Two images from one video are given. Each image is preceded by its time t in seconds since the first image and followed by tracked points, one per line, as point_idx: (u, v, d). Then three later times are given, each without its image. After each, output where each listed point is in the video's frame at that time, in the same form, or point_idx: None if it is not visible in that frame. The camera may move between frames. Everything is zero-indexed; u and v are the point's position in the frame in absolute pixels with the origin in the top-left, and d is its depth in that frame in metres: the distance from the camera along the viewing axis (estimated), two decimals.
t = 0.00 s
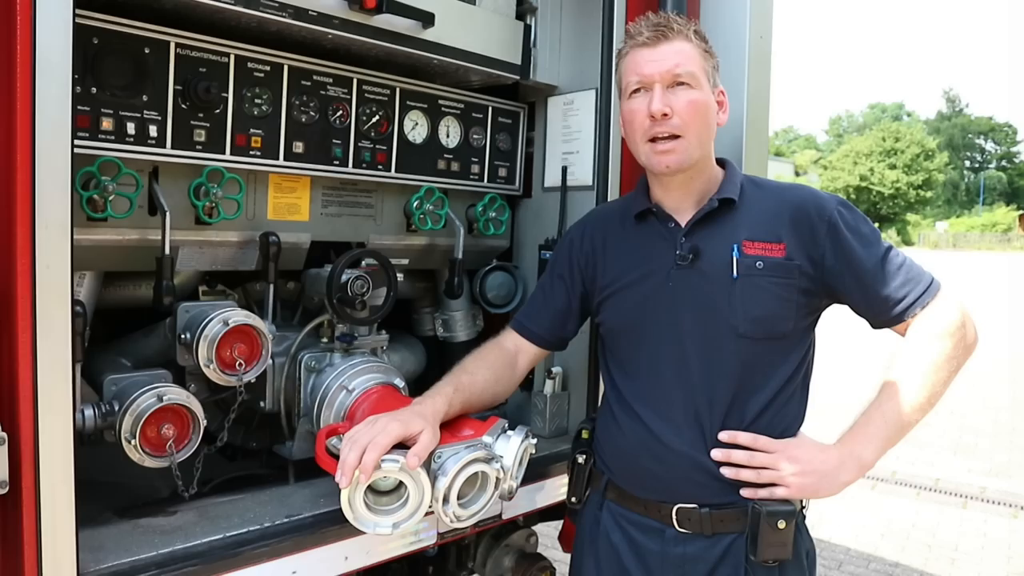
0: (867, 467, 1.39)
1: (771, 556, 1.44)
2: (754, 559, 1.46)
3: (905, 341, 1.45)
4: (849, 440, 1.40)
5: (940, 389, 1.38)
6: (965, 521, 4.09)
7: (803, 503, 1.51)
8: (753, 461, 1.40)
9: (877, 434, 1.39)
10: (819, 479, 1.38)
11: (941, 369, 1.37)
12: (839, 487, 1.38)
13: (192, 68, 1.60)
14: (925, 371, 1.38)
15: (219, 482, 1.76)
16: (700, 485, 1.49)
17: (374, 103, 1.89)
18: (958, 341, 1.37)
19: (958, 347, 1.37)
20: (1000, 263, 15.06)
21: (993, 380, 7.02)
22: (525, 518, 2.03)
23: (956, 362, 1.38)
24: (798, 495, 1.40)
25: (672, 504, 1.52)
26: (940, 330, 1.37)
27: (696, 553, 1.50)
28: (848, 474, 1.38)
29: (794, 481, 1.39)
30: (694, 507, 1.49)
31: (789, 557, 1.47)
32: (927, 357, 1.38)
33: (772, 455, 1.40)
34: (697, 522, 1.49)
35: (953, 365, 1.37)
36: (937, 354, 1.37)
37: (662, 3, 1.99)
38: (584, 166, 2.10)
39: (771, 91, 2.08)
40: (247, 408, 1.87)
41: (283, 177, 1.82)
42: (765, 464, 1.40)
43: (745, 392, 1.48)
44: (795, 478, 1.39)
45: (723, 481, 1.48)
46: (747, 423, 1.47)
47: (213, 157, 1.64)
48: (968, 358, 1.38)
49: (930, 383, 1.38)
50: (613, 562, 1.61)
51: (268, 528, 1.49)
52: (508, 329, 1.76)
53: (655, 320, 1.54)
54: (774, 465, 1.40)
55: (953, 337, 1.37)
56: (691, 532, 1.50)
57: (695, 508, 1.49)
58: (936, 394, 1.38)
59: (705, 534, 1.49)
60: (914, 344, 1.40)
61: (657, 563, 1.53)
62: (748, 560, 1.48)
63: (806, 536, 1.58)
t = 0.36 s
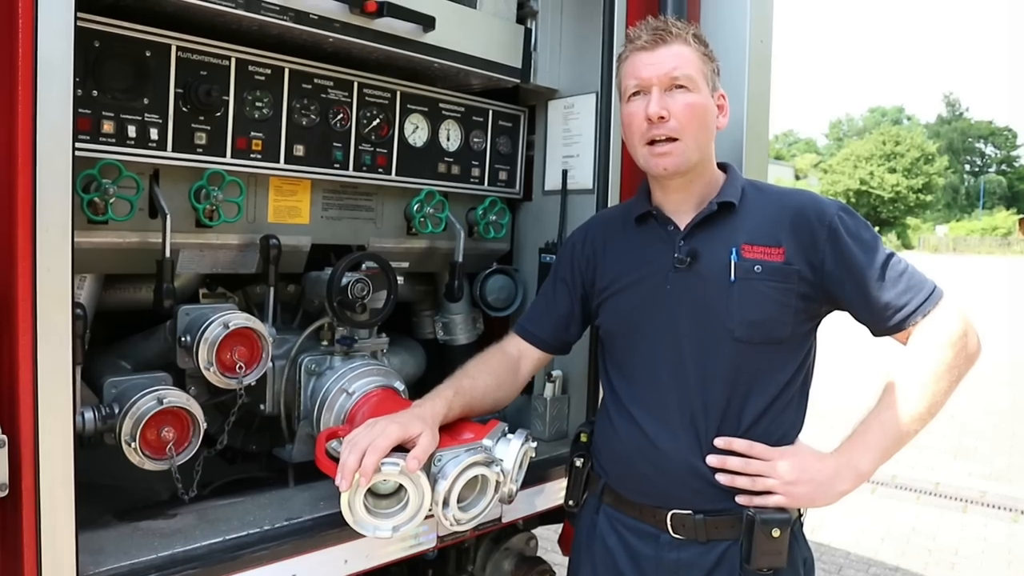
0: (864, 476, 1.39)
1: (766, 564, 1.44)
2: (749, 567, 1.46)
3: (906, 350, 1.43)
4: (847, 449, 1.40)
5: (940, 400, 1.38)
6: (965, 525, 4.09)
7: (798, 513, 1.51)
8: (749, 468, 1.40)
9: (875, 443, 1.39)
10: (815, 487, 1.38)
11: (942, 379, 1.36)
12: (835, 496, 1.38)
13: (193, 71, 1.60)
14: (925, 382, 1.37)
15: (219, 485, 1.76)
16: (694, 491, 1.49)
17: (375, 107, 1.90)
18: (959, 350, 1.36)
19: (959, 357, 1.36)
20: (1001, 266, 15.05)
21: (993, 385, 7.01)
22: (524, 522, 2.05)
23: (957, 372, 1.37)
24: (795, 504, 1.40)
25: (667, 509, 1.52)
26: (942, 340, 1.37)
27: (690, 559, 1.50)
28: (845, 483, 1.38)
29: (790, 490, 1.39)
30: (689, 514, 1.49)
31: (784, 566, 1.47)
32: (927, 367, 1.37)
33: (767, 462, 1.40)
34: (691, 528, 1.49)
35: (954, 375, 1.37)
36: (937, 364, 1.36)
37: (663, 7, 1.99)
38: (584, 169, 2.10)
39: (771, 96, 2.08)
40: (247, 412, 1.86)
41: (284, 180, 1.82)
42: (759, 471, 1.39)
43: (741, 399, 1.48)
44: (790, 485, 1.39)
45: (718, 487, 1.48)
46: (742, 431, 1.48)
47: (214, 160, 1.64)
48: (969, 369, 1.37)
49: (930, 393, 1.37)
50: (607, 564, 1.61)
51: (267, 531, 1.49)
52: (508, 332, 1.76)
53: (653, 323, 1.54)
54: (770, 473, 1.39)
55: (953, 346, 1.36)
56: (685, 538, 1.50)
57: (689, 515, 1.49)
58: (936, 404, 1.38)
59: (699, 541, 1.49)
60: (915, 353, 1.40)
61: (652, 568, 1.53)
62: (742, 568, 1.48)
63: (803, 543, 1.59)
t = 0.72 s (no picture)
0: (865, 480, 1.38)
1: (765, 568, 1.44)
2: (748, 571, 1.45)
3: (907, 352, 1.43)
4: (847, 452, 1.39)
5: (942, 402, 1.37)
6: (966, 526, 4.09)
7: (797, 517, 1.51)
8: (749, 471, 1.40)
9: (876, 447, 1.38)
10: (815, 491, 1.38)
11: (942, 382, 1.36)
12: (836, 499, 1.37)
13: (194, 73, 1.60)
14: (926, 385, 1.37)
15: (220, 487, 1.76)
16: (694, 495, 1.49)
17: (375, 108, 1.90)
18: (959, 353, 1.36)
19: (959, 359, 1.36)
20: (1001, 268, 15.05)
21: (994, 386, 7.01)
22: (525, 524, 2.04)
23: (958, 374, 1.37)
24: (795, 507, 1.40)
25: (667, 513, 1.52)
26: (943, 342, 1.37)
27: (690, 564, 1.50)
28: (845, 487, 1.37)
29: (791, 494, 1.39)
30: (688, 518, 1.49)
31: (784, 570, 1.47)
32: (928, 370, 1.37)
33: (767, 465, 1.40)
34: (691, 532, 1.49)
35: (955, 378, 1.36)
36: (938, 366, 1.36)
37: (664, 9, 1.99)
38: (584, 171, 2.11)
39: (771, 97, 2.08)
40: (247, 414, 1.86)
41: (284, 182, 1.82)
42: (759, 474, 1.39)
43: (740, 401, 1.48)
44: (790, 488, 1.39)
45: (718, 491, 1.48)
46: (742, 434, 1.47)
47: (215, 162, 1.64)
48: (970, 371, 1.37)
49: (931, 396, 1.37)
50: (608, 567, 1.61)
51: (269, 534, 1.49)
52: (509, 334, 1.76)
53: (652, 325, 1.54)
54: (771, 476, 1.39)
55: (954, 349, 1.36)
56: (685, 542, 1.50)
57: (689, 519, 1.49)
58: (938, 407, 1.37)
59: (698, 545, 1.49)
60: (916, 356, 1.40)
61: (651, 571, 1.53)
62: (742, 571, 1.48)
63: (803, 546, 1.58)
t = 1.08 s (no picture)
0: (865, 480, 1.38)
1: (765, 568, 1.44)
2: (748, 571, 1.45)
3: (907, 353, 1.43)
4: (846, 453, 1.39)
5: (941, 403, 1.37)
6: (966, 527, 4.08)
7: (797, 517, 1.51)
8: (748, 472, 1.40)
9: (875, 448, 1.38)
10: (814, 492, 1.38)
11: (942, 383, 1.36)
12: (835, 500, 1.37)
13: (193, 74, 1.60)
14: (925, 385, 1.37)
15: (219, 488, 1.76)
16: (693, 496, 1.49)
17: (374, 109, 1.90)
18: (959, 354, 1.37)
19: (959, 361, 1.36)
20: (1000, 268, 15.06)
21: (994, 386, 7.01)
22: (525, 524, 2.04)
23: (958, 375, 1.37)
24: (795, 508, 1.40)
25: (666, 514, 1.52)
26: (942, 344, 1.37)
27: (689, 565, 1.50)
28: (845, 487, 1.37)
29: (790, 494, 1.39)
30: (687, 519, 1.49)
31: (784, 570, 1.47)
32: (927, 370, 1.37)
33: (767, 466, 1.40)
34: (690, 533, 1.49)
35: (954, 379, 1.36)
36: (938, 368, 1.36)
37: (663, 10, 1.99)
38: (584, 172, 2.11)
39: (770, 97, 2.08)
40: (247, 416, 1.86)
41: (283, 183, 1.82)
42: (758, 475, 1.39)
43: (739, 402, 1.48)
44: (789, 489, 1.39)
45: (717, 492, 1.48)
46: (741, 435, 1.47)
47: (214, 164, 1.64)
48: (970, 373, 1.37)
49: (930, 397, 1.37)
50: (607, 569, 1.61)
51: (268, 535, 1.48)
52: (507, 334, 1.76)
53: (651, 325, 1.54)
54: (770, 477, 1.39)
55: (954, 351, 1.36)
56: (684, 543, 1.50)
57: (688, 520, 1.49)
58: (937, 408, 1.37)
59: (698, 546, 1.49)
60: (915, 356, 1.40)
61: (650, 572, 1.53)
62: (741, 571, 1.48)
63: (802, 546, 1.58)
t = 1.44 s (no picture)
0: (865, 482, 1.37)
1: (766, 569, 1.44)
2: (749, 572, 1.45)
3: (908, 354, 1.43)
4: (847, 454, 1.38)
5: (942, 404, 1.37)
6: (965, 529, 4.08)
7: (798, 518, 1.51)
8: (749, 472, 1.39)
9: (876, 448, 1.38)
10: (815, 493, 1.37)
11: (943, 385, 1.36)
12: (836, 501, 1.37)
13: (193, 73, 1.60)
14: (926, 386, 1.36)
15: (219, 487, 1.76)
16: (695, 497, 1.48)
17: (375, 109, 1.89)
18: (960, 356, 1.36)
19: (960, 363, 1.36)
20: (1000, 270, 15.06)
21: (993, 388, 7.01)
22: (524, 525, 2.04)
23: (959, 377, 1.37)
24: (796, 509, 1.39)
25: (667, 515, 1.52)
26: (943, 345, 1.37)
27: (690, 565, 1.50)
28: (846, 488, 1.37)
29: (791, 495, 1.39)
30: (689, 519, 1.49)
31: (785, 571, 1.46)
32: (929, 372, 1.37)
33: (769, 467, 1.39)
34: (691, 534, 1.49)
35: (955, 381, 1.36)
36: (939, 369, 1.36)
37: (664, 10, 1.99)
38: (584, 172, 2.11)
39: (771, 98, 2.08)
40: (246, 415, 1.86)
41: (284, 182, 1.81)
42: (760, 476, 1.39)
43: (740, 403, 1.48)
44: (790, 490, 1.38)
45: (719, 493, 1.48)
46: (742, 435, 1.47)
47: (214, 163, 1.64)
48: (970, 374, 1.37)
49: (931, 398, 1.36)
50: (607, 569, 1.61)
51: (268, 534, 1.48)
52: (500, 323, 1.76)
53: (653, 326, 1.54)
54: (772, 478, 1.39)
55: (955, 352, 1.36)
56: (685, 543, 1.50)
57: (690, 520, 1.49)
58: (937, 410, 1.37)
59: (698, 546, 1.49)
60: (916, 358, 1.40)
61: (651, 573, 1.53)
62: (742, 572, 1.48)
63: (803, 548, 1.58)
